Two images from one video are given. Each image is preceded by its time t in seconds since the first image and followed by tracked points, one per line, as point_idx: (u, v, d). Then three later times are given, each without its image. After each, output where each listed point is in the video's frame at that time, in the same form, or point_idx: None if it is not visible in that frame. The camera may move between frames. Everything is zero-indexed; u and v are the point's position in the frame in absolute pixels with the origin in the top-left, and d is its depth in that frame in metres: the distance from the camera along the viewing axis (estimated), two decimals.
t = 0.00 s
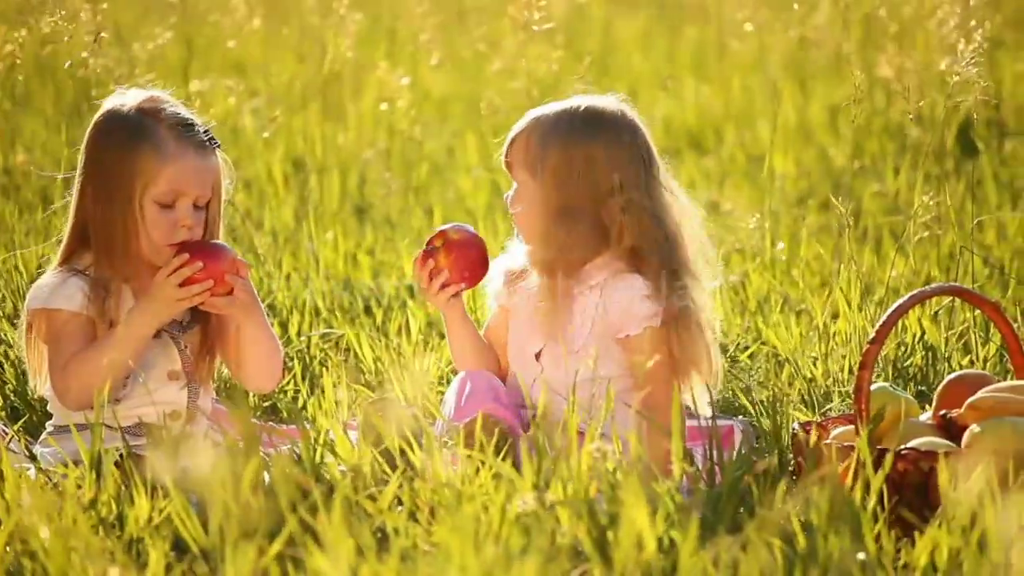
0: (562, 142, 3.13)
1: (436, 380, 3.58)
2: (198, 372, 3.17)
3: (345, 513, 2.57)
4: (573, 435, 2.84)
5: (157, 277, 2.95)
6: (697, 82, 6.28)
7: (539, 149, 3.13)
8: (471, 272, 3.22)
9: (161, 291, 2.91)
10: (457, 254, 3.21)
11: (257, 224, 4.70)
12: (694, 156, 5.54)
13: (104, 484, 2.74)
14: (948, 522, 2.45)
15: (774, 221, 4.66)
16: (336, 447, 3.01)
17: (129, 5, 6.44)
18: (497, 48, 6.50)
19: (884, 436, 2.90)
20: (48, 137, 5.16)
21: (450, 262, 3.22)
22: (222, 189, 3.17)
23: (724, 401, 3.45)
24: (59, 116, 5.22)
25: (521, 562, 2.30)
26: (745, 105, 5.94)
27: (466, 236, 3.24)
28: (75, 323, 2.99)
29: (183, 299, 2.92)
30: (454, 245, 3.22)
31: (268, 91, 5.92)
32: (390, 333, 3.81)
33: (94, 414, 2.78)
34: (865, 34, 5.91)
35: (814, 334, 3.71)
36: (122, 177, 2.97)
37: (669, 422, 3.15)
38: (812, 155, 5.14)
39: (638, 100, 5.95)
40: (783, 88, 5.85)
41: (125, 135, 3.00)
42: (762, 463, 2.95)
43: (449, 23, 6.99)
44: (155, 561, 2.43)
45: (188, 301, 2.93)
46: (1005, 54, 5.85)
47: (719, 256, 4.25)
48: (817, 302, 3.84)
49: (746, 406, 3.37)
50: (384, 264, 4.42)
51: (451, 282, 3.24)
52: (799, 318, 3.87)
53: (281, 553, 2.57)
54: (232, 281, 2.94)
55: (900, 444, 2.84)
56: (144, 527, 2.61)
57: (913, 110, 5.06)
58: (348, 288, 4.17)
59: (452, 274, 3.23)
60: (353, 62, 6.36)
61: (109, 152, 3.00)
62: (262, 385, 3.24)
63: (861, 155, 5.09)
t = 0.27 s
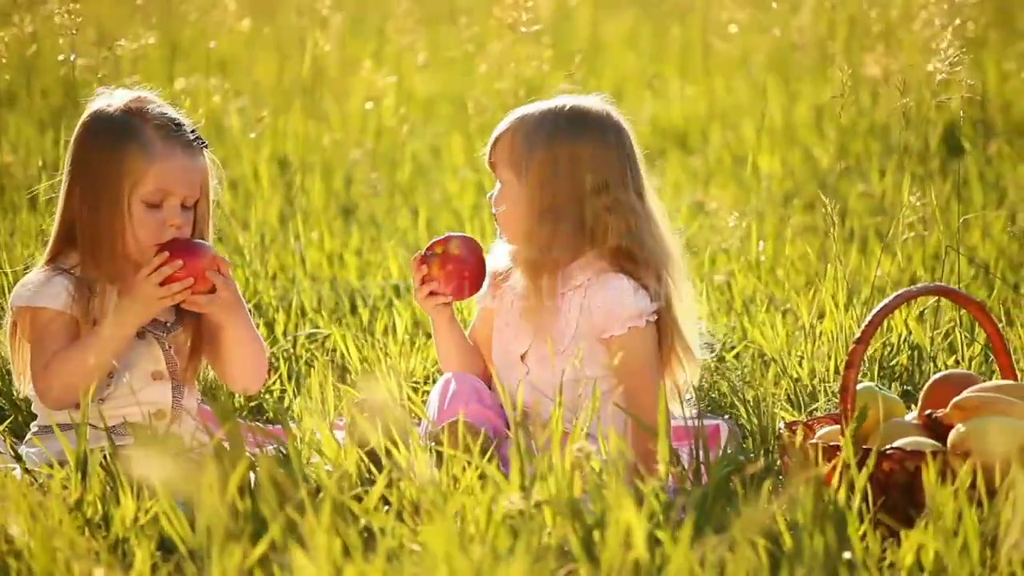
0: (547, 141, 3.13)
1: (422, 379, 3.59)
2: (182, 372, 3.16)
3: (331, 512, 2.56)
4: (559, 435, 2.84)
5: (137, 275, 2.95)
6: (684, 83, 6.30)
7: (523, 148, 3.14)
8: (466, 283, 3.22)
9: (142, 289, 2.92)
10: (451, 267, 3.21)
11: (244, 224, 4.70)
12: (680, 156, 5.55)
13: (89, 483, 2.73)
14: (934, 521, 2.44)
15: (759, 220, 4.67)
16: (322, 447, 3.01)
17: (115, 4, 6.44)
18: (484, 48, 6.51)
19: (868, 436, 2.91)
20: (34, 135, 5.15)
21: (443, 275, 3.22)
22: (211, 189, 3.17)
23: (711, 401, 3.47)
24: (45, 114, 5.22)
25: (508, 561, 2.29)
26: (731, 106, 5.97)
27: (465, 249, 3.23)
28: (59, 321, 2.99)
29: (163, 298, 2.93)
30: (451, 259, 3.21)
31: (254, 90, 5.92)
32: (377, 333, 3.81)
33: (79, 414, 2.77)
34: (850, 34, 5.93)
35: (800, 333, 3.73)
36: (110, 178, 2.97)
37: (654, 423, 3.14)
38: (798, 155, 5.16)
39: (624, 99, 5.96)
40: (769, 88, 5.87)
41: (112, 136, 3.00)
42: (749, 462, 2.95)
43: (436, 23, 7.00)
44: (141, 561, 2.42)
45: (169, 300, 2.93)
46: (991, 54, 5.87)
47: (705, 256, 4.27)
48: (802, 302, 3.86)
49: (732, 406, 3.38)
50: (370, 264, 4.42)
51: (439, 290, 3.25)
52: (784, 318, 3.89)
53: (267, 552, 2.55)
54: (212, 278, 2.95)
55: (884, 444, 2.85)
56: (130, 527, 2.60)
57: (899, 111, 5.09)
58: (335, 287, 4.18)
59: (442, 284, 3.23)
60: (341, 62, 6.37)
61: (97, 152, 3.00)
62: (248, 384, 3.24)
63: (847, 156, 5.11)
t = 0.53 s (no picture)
0: (540, 142, 3.13)
1: (414, 379, 3.58)
2: (173, 374, 3.15)
3: (323, 512, 2.55)
4: (550, 434, 2.83)
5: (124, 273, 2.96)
6: (675, 83, 6.32)
7: (517, 149, 3.13)
8: (455, 284, 3.23)
9: (129, 287, 2.93)
10: (440, 270, 3.22)
11: (235, 225, 4.70)
12: (670, 156, 5.56)
13: (80, 484, 2.72)
14: (926, 521, 2.45)
15: (750, 221, 4.69)
16: (314, 447, 3.01)
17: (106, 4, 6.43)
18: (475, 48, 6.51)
19: (860, 436, 2.91)
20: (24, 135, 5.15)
21: (431, 277, 3.22)
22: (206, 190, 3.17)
23: (702, 401, 3.48)
24: (35, 114, 5.21)
25: (501, 561, 2.29)
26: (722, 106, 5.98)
27: (453, 250, 3.23)
28: (49, 320, 2.98)
29: (150, 295, 2.94)
30: (439, 261, 3.22)
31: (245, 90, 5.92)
32: (369, 332, 3.81)
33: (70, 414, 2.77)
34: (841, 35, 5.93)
35: (791, 333, 3.74)
36: (104, 178, 2.96)
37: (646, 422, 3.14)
38: (789, 155, 5.17)
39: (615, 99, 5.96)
40: (760, 89, 5.88)
41: (107, 136, 2.99)
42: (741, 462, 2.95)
43: (427, 23, 7.00)
44: (132, 561, 2.41)
45: (155, 297, 2.95)
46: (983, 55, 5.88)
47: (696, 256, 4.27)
48: (793, 302, 3.87)
49: (723, 405, 3.39)
50: (362, 264, 4.42)
51: (429, 293, 3.26)
52: (775, 318, 3.90)
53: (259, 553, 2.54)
54: (199, 275, 2.96)
55: (876, 444, 2.85)
56: (121, 527, 2.59)
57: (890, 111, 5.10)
58: (327, 287, 4.18)
59: (432, 287, 3.24)
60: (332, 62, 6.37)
61: (92, 151, 2.99)
62: (240, 386, 3.22)
63: (837, 156, 5.12)
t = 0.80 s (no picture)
0: (545, 141, 3.13)
1: (414, 379, 3.59)
2: (174, 373, 3.16)
3: (323, 512, 2.55)
4: (551, 432, 2.83)
5: (122, 272, 2.97)
6: (674, 83, 6.32)
7: (521, 147, 3.13)
8: (453, 277, 3.21)
9: (127, 285, 2.94)
10: (437, 262, 3.20)
11: (235, 225, 4.70)
12: (670, 157, 5.57)
13: (80, 483, 2.72)
14: (926, 520, 2.45)
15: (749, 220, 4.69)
16: (314, 447, 3.01)
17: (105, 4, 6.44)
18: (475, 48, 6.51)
19: (859, 436, 2.92)
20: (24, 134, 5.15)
21: (430, 271, 3.20)
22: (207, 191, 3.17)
23: (702, 401, 3.48)
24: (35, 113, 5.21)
25: (500, 560, 2.29)
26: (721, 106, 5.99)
27: (448, 241, 3.22)
28: (49, 319, 2.99)
29: (148, 293, 2.96)
30: (435, 252, 3.20)
31: (245, 89, 5.92)
32: (368, 332, 3.82)
33: (71, 413, 2.77)
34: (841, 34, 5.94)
35: (792, 333, 3.74)
36: (106, 180, 2.96)
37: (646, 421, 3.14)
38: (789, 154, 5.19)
39: (613, 99, 5.97)
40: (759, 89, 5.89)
41: (110, 137, 3.00)
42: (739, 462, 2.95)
43: (427, 23, 7.01)
44: (132, 561, 2.40)
45: (153, 295, 2.96)
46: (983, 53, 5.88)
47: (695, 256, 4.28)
48: (793, 301, 3.88)
49: (723, 405, 3.40)
50: (361, 264, 4.43)
51: (427, 286, 3.23)
52: (775, 317, 3.90)
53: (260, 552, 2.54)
54: (196, 272, 2.97)
55: (875, 443, 2.85)
56: (121, 526, 2.59)
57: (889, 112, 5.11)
58: (326, 287, 4.18)
59: (430, 280, 3.22)
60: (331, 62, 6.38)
61: (94, 151, 2.99)
62: (241, 386, 3.22)
63: (837, 156, 5.13)
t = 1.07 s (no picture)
0: (583, 139, 3.16)
1: (414, 379, 3.59)
2: (175, 374, 3.16)
3: (323, 513, 2.54)
4: (551, 432, 2.82)
5: (122, 272, 2.97)
6: (674, 83, 6.33)
7: (562, 145, 3.13)
8: (450, 268, 3.21)
9: (126, 285, 2.94)
10: (436, 251, 3.20)
11: (236, 225, 4.71)
12: (670, 157, 5.57)
13: (80, 484, 2.72)
14: (925, 521, 2.44)
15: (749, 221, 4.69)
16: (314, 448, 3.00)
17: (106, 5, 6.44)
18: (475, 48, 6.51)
19: (859, 436, 2.91)
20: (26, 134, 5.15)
21: (426, 257, 3.22)
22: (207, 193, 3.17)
23: (702, 401, 3.48)
24: (36, 114, 5.22)
25: (500, 561, 2.28)
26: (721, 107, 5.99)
27: (450, 233, 3.23)
28: (49, 320, 2.99)
29: (148, 294, 2.96)
30: (436, 242, 3.21)
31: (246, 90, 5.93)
32: (369, 333, 3.82)
33: (71, 414, 2.77)
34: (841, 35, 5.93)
35: (792, 333, 3.74)
36: (106, 181, 2.96)
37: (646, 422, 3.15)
38: (788, 154, 5.19)
39: (613, 99, 5.98)
40: (759, 89, 5.89)
41: (110, 139, 2.99)
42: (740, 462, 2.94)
43: (427, 25, 7.00)
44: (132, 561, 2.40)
45: (153, 295, 2.96)
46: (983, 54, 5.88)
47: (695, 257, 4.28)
48: (794, 302, 3.88)
49: (723, 405, 3.40)
50: (361, 265, 4.43)
51: (419, 271, 3.25)
52: (775, 318, 3.90)
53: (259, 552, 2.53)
54: (196, 272, 2.97)
55: (874, 444, 2.85)
56: (121, 526, 2.58)
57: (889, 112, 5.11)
58: (326, 287, 4.19)
59: (423, 266, 3.23)
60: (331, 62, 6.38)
61: (95, 152, 2.99)
62: (241, 386, 3.22)
63: (837, 157, 5.13)
